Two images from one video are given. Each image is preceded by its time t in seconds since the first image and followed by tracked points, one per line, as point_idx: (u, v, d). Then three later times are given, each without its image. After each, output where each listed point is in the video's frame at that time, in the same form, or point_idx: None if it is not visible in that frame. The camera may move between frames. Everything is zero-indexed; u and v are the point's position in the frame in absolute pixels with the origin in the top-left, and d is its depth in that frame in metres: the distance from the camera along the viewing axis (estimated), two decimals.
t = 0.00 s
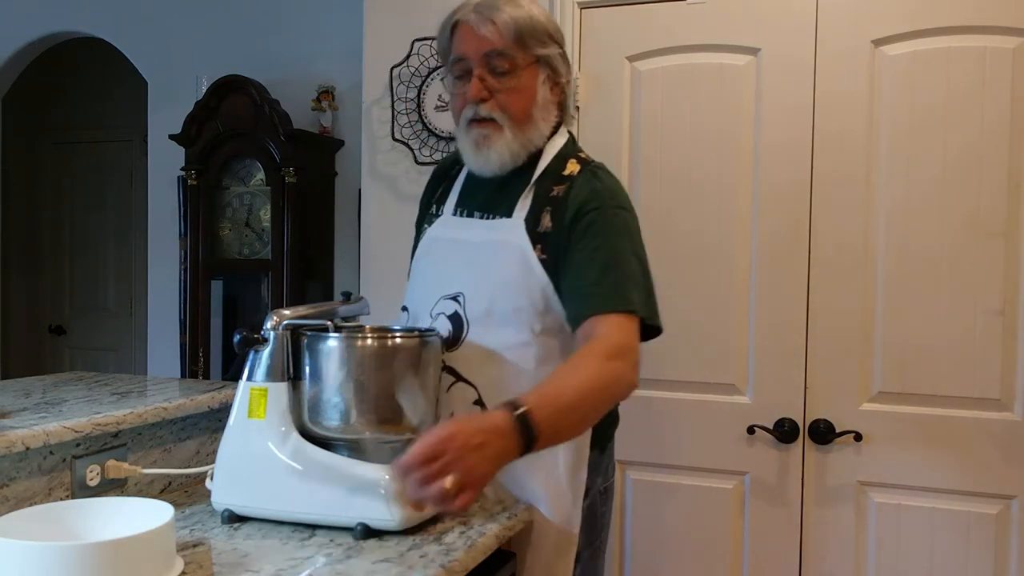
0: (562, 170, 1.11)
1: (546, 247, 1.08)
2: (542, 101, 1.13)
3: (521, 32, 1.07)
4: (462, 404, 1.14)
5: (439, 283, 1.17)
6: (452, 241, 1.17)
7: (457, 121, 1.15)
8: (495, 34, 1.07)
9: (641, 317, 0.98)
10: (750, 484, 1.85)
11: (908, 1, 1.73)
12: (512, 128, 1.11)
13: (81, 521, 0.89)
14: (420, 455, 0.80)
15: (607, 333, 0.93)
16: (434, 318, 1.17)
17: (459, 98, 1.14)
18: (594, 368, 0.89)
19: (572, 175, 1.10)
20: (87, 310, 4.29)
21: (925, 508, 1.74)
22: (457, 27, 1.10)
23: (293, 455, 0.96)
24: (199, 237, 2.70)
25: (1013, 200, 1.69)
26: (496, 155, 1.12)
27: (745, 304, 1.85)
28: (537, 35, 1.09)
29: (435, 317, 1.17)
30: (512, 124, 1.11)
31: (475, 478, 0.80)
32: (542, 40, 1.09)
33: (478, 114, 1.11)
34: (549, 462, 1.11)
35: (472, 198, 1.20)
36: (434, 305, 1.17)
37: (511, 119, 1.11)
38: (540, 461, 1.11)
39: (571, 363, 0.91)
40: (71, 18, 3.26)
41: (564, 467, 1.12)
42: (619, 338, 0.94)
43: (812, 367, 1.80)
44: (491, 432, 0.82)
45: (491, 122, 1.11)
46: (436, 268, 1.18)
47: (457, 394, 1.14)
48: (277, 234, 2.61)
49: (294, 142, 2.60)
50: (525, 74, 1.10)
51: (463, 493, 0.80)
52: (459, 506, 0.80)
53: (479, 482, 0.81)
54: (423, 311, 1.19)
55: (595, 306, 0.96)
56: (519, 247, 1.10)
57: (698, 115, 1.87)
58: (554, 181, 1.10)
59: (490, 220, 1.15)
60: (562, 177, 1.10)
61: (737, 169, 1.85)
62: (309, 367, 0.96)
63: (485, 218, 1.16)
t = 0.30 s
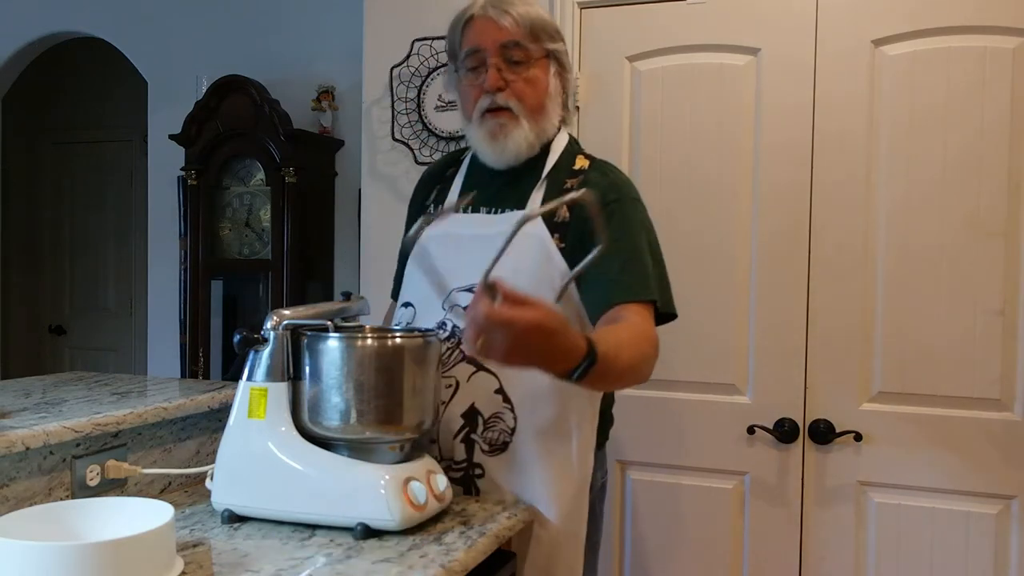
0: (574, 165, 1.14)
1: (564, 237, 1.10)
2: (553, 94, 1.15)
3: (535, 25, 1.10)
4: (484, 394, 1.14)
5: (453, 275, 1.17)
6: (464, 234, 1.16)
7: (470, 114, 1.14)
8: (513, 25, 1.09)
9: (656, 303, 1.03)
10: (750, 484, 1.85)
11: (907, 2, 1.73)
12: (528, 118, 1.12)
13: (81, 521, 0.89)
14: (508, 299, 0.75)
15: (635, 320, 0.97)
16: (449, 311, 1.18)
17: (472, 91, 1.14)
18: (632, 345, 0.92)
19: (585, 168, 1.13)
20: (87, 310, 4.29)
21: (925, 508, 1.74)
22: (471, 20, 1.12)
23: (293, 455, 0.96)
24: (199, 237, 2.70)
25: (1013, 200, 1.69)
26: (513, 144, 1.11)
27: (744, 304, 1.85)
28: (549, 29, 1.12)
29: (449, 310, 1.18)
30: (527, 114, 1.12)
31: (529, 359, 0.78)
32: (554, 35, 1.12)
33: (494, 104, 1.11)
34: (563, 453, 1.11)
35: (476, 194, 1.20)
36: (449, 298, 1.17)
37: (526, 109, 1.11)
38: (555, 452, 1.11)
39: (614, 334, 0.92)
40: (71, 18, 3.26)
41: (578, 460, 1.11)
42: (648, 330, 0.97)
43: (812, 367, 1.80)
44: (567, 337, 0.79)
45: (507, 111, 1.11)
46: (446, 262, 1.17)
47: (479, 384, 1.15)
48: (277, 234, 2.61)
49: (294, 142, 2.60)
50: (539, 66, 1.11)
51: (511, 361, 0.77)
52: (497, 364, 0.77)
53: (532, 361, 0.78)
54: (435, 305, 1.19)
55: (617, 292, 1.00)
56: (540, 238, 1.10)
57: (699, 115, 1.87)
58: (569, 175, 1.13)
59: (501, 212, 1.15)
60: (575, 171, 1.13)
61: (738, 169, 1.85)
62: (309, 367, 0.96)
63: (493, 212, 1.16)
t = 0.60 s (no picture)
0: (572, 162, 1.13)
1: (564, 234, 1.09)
2: (553, 94, 1.15)
3: (536, 24, 1.11)
4: (488, 387, 1.13)
5: (454, 271, 1.17)
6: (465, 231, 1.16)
7: (472, 109, 1.13)
8: (516, 23, 1.10)
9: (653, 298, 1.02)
10: (750, 484, 1.85)
11: (907, 2, 1.73)
12: (530, 113, 1.11)
13: (81, 521, 0.89)
14: (539, 229, 0.77)
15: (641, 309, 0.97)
16: (450, 306, 1.16)
17: (474, 86, 1.13)
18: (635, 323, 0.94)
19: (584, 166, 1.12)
20: (87, 310, 4.29)
21: (925, 508, 1.74)
22: (474, 19, 1.13)
23: (293, 455, 0.96)
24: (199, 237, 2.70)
25: (1013, 200, 1.69)
26: (516, 138, 1.11)
27: (745, 304, 1.85)
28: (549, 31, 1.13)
29: (451, 305, 1.17)
30: (530, 109, 1.11)
31: (551, 295, 0.80)
32: (552, 36, 1.14)
33: (497, 96, 1.10)
34: (563, 448, 1.11)
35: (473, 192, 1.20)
36: (450, 293, 1.17)
37: (528, 103, 1.11)
38: (554, 451, 1.11)
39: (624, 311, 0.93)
40: (71, 18, 3.26)
41: (578, 453, 1.12)
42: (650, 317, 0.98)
43: (812, 367, 1.80)
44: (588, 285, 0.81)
45: (511, 104, 1.10)
46: (447, 258, 1.17)
47: (483, 377, 1.13)
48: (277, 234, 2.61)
49: (294, 142, 2.60)
50: (541, 64, 1.12)
51: (531, 293, 0.79)
52: (516, 294, 0.79)
53: (553, 297, 0.80)
54: (435, 301, 1.18)
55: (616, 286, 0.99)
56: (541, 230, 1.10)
57: (699, 116, 1.87)
58: (568, 171, 1.12)
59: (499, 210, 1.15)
60: (575, 167, 1.12)
61: (738, 169, 1.85)
62: (309, 367, 0.96)
63: (494, 211, 1.15)
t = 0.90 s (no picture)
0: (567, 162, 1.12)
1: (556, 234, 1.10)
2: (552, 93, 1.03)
3: (527, 24, 1.02)
4: (479, 386, 1.14)
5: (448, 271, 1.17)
6: (458, 232, 1.14)
7: (462, 112, 1.03)
8: (506, 24, 1.02)
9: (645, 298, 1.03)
10: (750, 484, 1.85)
11: (907, 2, 1.73)
12: (524, 115, 0.99)
13: (81, 522, 0.89)
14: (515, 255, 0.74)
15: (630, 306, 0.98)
16: (444, 306, 1.18)
17: (465, 89, 1.03)
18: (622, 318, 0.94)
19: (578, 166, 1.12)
20: (87, 310, 4.29)
21: (925, 508, 1.74)
22: (466, 22, 1.06)
23: (293, 455, 0.96)
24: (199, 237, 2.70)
25: (1013, 200, 1.69)
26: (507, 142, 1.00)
27: (744, 304, 1.85)
28: (546, 29, 1.03)
29: (445, 305, 1.18)
30: (523, 110, 0.99)
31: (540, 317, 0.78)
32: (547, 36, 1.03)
33: (488, 97, 0.98)
34: (555, 449, 1.11)
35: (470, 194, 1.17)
36: (444, 293, 1.18)
37: (523, 104, 0.98)
38: (547, 451, 1.11)
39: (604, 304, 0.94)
40: (72, 18, 3.26)
41: (572, 455, 1.10)
42: (637, 308, 0.99)
43: (812, 367, 1.80)
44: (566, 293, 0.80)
45: (499, 105, 0.98)
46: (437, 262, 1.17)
47: (475, 376, 1.14)
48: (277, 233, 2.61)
49: (294, 143, 2.60)
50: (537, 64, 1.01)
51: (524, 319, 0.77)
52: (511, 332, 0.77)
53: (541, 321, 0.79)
54: (429, 300, 1.19)
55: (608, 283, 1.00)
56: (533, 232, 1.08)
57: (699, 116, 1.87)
58: (562, 172, 1.12)
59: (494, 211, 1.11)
60: (569, 167, 1.12)
61: (738, 169, 1.85)
62: (309, 367, 0.97)
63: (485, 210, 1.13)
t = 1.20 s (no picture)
0: (564, 164, 1.12)
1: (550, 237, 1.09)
2: (538, 94, 1.13)
3: (514, 26, 1.09)
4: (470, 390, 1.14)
5: (444, 274, 1.17)
6: (459, 233, 1.16)
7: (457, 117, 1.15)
8: (490, 30, 1.08)
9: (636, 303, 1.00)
10: (750, 484, 1.85)
11: (907, 2, 1.73)
12: (510, 121, 1.11)
13: (81, 522, 0.89)
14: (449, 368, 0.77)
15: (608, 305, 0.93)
16: (438, 309, 1.16)
17: (457, 96, 1.14)
18: (606, 322, 0.90)
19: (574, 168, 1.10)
20: (87, 310, 4.29)
21: (925, 508, 1.74)
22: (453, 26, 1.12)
23: (293, 455, 0.96)
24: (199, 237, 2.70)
25: (1013, 200, 1.69)
26: (495, 147, 1.11)
27: (744, 305, 1.85)
28: (530, 30, 1.10)
29: (439, 308, 1.16)
30: (510, 117, 1.11)
31: (505, 384, 0.79)
32: (535, 35, 1.11)
33: (476, 108, 1.12)
34: (548, 452, 1.12)
35: (471, 195, 1.20)
36: (439, 296, 1.17)
37: (507, 112, 1.11)
38: (541, 453, 1.12)
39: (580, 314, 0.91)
40: (72, 18, 3.26)
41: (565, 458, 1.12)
42: (618, 302, 0.94)
43: (812, 367, 1.80)
44: (511, 351, 0.81)
45: (488, 114, 1.11)
46: (437, 262, 1.18)
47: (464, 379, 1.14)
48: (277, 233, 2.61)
49: (294, 142, 2.60)
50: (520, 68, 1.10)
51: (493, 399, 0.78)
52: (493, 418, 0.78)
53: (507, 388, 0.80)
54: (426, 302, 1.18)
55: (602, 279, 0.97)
56: (526, 236, 1.09)
57: (698, 116, 1.87)
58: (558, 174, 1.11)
59: (493, 213, 1.15)
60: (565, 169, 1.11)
61: (738, 169, 1.85)
62: (309, 367, 0.97)
63: (488, 212, 1.16)
